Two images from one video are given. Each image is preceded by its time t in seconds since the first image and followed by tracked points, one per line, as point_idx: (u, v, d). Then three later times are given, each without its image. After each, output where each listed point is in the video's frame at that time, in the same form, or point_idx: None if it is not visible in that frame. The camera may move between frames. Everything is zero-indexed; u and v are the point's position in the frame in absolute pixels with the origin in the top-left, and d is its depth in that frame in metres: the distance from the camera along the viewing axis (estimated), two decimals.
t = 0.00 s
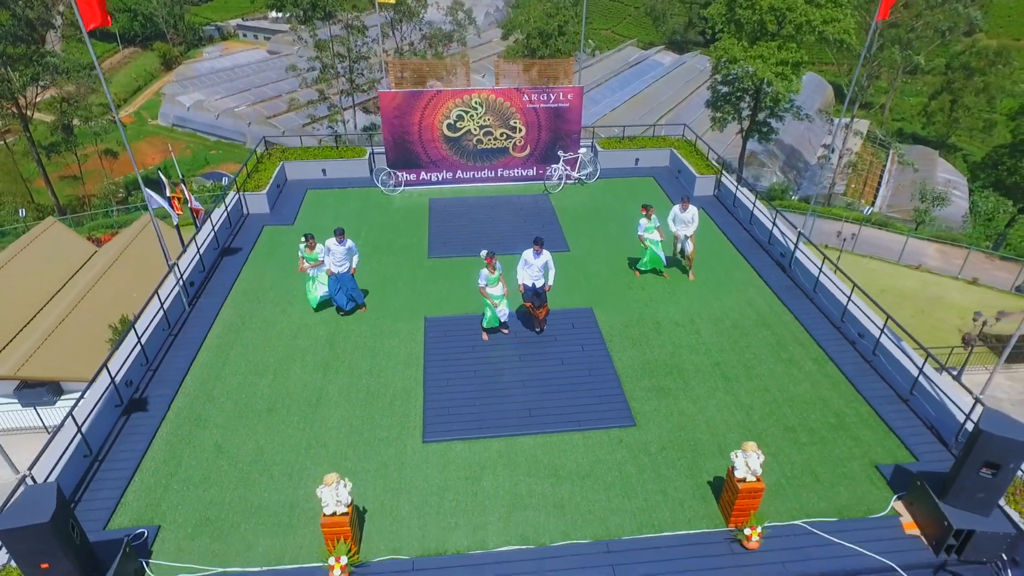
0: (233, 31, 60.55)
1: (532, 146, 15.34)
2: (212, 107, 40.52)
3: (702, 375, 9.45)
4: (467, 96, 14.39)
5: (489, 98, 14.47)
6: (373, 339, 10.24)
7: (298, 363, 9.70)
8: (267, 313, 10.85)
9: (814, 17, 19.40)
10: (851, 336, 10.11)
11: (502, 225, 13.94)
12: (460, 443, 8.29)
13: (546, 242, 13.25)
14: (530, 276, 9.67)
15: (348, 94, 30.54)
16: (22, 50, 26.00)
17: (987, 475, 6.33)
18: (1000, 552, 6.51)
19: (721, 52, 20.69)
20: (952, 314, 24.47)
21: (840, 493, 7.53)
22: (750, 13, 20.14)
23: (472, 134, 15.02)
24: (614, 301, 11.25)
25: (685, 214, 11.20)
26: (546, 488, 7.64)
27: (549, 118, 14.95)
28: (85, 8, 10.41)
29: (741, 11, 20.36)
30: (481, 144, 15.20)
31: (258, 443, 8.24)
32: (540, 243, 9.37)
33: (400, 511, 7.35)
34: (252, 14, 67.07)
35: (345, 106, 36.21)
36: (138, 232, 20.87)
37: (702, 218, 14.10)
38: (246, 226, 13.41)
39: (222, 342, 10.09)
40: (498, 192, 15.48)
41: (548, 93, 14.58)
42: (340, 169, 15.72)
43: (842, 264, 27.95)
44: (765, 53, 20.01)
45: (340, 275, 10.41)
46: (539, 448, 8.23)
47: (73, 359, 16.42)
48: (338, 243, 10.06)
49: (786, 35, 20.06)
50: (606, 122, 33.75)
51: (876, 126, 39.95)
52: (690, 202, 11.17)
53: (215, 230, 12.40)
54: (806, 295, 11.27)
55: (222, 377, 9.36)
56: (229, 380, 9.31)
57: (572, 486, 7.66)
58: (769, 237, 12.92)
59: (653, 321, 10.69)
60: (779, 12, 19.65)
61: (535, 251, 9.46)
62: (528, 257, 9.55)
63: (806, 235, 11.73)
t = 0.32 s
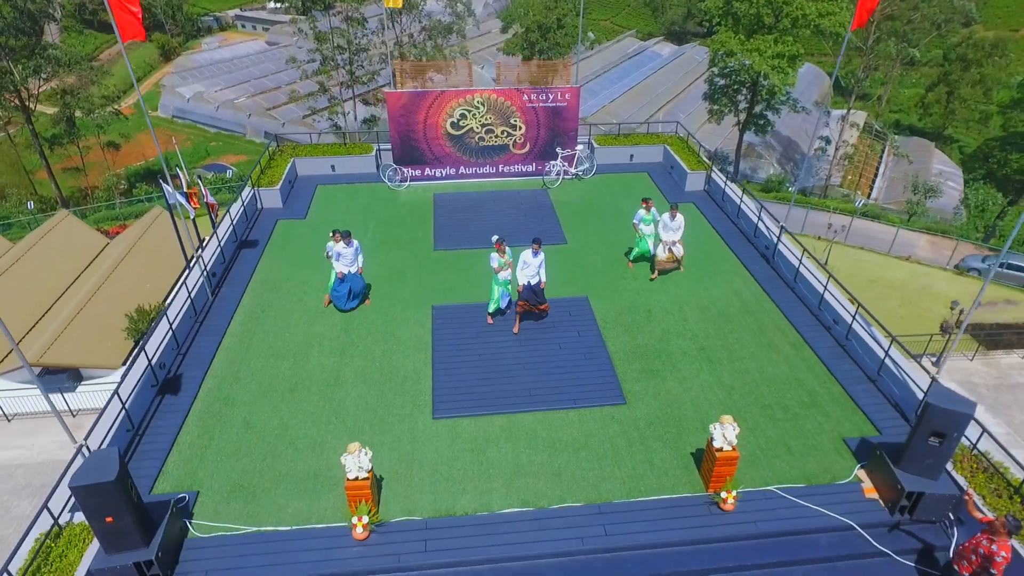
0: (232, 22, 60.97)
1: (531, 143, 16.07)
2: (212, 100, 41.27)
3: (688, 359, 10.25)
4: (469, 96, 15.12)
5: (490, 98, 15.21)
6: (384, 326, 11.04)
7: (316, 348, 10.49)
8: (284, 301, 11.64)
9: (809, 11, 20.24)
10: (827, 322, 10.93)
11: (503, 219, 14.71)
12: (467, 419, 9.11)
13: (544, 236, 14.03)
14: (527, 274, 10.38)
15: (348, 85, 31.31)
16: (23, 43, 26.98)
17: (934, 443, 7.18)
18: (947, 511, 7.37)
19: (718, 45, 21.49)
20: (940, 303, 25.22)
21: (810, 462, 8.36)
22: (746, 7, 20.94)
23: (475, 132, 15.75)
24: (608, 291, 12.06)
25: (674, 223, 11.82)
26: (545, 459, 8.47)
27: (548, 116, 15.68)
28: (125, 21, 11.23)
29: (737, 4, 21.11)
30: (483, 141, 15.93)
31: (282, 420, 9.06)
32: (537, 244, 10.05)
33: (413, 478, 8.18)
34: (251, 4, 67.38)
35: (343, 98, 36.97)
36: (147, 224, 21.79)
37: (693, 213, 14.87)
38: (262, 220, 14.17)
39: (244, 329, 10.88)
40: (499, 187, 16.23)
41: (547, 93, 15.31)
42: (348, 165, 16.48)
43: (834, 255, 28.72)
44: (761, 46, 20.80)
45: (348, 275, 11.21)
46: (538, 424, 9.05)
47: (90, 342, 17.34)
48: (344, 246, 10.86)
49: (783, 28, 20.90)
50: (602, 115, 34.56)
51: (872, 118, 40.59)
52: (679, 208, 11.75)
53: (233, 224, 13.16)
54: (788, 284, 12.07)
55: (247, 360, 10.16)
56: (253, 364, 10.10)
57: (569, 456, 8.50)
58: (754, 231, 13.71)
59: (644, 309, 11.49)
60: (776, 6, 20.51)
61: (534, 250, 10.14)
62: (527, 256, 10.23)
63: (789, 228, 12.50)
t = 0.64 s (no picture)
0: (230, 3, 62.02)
1: (530, 135, 17.72)
2: (211, 81, 43.77)
3: (663, 325, 12.04)
4: (473, 93, 16.75)
5: (492, 95, 16.83)
6: (403, 298, 12.82)
7: (345, 317, 12.26)
8: (315, 278, 13.40)
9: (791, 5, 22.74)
10: (783, 293, 12.72)
11: (504, 204, 16.41)
12: (476, 374, 10.94)
13: (541, 219, 15.76)
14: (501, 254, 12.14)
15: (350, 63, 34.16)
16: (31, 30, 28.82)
17: (851, 385, 9.00)
18: (862, 441, 9.20)
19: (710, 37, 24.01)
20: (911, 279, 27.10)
21: (758, 405, 10.21)
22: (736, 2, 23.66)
23: (478, 125, 17.38)
24: (596, 268, 13.83)
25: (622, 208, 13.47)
26: (539, 404, 10.32)
27: (544, 111, 17.31)
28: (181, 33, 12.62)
29: None
30: (486, 134, 17.57)
31: (322, 375, 10.86)
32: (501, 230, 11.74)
33: (432, 420, 10.00)
34: None
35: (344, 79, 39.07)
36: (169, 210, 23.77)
37: (674, 198, 16.60)
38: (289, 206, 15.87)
39: (282, 301, 12.64)
40: (500, 175, 17.92)
41: (544, 90, 16.94)
42: (363, 155, 18.16)
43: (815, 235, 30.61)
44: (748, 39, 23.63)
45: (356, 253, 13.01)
46: (534, 377, 10.88)
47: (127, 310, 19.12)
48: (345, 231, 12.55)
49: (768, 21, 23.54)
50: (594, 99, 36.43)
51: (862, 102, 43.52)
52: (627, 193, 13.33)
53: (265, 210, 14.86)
54: (754, 262, 13.83)
55: (287, 327, 11.95)
56: (294, 330, 11.89)
57: (560, 403, 10.32)
58: (727, 214, 15.45)
59: (627, 284, 13.26)
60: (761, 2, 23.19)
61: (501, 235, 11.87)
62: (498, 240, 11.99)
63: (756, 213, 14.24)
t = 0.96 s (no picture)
0: None
1: (527, 133, 20.34)
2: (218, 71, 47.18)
3: (636, 296, 14.81)
4: (478, 98, 19.37)
5: (495, 99, 19.46)
6: (422, 275, 15.59)
7: (376, 290, 15.05)
8: (349, 258, 16.18)
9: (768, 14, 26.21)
10: (735, 268, 15.48)
11: (505, 193, 19.13)
12: (484, 333, 13.74)
13: (537, 206, 18.46)
14: (523, 239, 14.79)
15: (352, 46, 38.62)
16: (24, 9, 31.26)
17: (772, 337, 11.73)
18: (780, 380, 12.13)
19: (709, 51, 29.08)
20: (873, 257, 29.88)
21: (705, 356, 13.01)
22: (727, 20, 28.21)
23: (482, 125, 19.99)
24: (583, 248, 16.59)
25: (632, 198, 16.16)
26: (534, 355, 13.12)
27: (540, 112, 19.92)
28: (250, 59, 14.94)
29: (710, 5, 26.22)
30: (489, 132, 20.18)
31: (362, 335, 13.66)
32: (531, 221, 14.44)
33: (451, 367, 12.82)
34: None
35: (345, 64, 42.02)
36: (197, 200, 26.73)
37: (651, 189, 19.30)
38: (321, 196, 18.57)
39: (323, 277, 15.42)
40: (501, 168, 20.59)
41: (539, 94, 19.54)
42: (382, 150, 20.86)
43: (787, 217, 33.41)
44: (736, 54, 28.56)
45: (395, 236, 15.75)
46: (530, 335, 13.68)
47: (170, 283, 21.74)
48: (398, 218, 15.28)
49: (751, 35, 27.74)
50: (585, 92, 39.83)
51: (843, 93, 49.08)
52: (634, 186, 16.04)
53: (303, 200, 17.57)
54: (714, 243, 16.56)
55: (330, 298, 14.72)
56: (335, 300, 14.66)
57: (550, 355, 13.13)
58: (695, 203, 18.17)
59: (608, 262, 16.03)
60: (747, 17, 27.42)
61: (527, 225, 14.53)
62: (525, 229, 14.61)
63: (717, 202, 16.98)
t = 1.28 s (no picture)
0: None
1: (526, 137, 21.28)
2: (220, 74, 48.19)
3: (629, 291, 15.77)
4: (480, 103, 20.28)
5: (495, 105, 20.37)
6: (428, 272, 16.56)
7: (385, 286, 16.02)
8: (359, 256, 17.16)
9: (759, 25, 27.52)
10: (722, 265, 16.46)
11: (505, 195, 20.10)
12: (487, 326, 14.71)
13: (536, 207, 19.42)
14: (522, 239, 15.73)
15: (353, 47, 39.43)
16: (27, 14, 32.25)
17: (753, 329, 12.71)
18: (760, 370, 13.10)
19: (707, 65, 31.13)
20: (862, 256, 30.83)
21: (692, 347, 13.97)
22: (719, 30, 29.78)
23: (483, 129, 20.93)
24: (579, 247, 17.57)
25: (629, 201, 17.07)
26: (533, 347, 14.08)
27: (538, 117, 20.85)
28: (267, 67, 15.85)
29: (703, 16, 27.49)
30: (490, 136, 21.13)
31: (373, 328, 14.63)
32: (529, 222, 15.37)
33: (457, 358, 13.78)
34: None
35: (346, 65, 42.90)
36: (207, 201, 27.63)
37: (644, 190, 20.27)
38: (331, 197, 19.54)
39: (335, 275, 16.38)
40: (501, 170, 21.56)
41: (538, 100, 20.45)
42: (387, 153, 21.85)
43: (779, 217, 34.36)
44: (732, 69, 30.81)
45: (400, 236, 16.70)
46: (530, 328, 14.65)
47: (183, 283, 22.62)
48: (400, 218, 16.24)
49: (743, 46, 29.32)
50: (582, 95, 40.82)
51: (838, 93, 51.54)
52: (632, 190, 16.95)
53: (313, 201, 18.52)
54: (703, 241, 17.53)
55: (342, 294, 15.69)
56: (347, 296, 15.63)
57: (549, 347, 14.10)
58: (685, 204, 19.14)
59: (603, 260, 17.00)
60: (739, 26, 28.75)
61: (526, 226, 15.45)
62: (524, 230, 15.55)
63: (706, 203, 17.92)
